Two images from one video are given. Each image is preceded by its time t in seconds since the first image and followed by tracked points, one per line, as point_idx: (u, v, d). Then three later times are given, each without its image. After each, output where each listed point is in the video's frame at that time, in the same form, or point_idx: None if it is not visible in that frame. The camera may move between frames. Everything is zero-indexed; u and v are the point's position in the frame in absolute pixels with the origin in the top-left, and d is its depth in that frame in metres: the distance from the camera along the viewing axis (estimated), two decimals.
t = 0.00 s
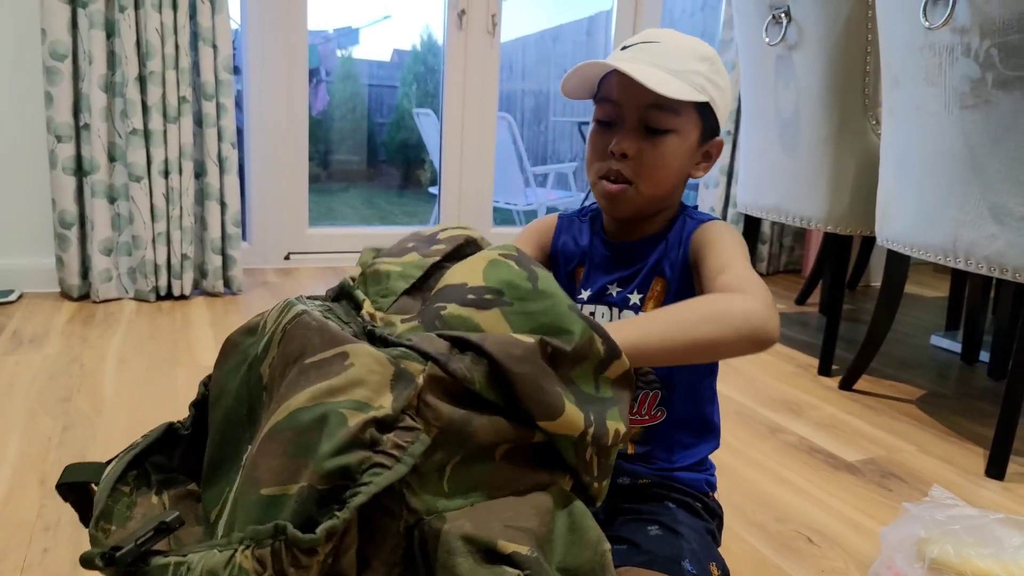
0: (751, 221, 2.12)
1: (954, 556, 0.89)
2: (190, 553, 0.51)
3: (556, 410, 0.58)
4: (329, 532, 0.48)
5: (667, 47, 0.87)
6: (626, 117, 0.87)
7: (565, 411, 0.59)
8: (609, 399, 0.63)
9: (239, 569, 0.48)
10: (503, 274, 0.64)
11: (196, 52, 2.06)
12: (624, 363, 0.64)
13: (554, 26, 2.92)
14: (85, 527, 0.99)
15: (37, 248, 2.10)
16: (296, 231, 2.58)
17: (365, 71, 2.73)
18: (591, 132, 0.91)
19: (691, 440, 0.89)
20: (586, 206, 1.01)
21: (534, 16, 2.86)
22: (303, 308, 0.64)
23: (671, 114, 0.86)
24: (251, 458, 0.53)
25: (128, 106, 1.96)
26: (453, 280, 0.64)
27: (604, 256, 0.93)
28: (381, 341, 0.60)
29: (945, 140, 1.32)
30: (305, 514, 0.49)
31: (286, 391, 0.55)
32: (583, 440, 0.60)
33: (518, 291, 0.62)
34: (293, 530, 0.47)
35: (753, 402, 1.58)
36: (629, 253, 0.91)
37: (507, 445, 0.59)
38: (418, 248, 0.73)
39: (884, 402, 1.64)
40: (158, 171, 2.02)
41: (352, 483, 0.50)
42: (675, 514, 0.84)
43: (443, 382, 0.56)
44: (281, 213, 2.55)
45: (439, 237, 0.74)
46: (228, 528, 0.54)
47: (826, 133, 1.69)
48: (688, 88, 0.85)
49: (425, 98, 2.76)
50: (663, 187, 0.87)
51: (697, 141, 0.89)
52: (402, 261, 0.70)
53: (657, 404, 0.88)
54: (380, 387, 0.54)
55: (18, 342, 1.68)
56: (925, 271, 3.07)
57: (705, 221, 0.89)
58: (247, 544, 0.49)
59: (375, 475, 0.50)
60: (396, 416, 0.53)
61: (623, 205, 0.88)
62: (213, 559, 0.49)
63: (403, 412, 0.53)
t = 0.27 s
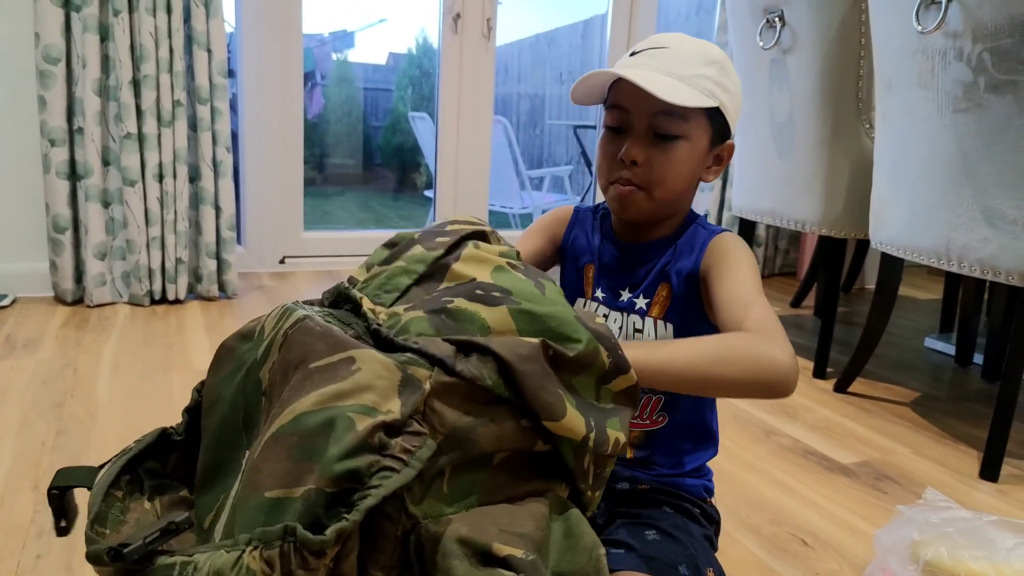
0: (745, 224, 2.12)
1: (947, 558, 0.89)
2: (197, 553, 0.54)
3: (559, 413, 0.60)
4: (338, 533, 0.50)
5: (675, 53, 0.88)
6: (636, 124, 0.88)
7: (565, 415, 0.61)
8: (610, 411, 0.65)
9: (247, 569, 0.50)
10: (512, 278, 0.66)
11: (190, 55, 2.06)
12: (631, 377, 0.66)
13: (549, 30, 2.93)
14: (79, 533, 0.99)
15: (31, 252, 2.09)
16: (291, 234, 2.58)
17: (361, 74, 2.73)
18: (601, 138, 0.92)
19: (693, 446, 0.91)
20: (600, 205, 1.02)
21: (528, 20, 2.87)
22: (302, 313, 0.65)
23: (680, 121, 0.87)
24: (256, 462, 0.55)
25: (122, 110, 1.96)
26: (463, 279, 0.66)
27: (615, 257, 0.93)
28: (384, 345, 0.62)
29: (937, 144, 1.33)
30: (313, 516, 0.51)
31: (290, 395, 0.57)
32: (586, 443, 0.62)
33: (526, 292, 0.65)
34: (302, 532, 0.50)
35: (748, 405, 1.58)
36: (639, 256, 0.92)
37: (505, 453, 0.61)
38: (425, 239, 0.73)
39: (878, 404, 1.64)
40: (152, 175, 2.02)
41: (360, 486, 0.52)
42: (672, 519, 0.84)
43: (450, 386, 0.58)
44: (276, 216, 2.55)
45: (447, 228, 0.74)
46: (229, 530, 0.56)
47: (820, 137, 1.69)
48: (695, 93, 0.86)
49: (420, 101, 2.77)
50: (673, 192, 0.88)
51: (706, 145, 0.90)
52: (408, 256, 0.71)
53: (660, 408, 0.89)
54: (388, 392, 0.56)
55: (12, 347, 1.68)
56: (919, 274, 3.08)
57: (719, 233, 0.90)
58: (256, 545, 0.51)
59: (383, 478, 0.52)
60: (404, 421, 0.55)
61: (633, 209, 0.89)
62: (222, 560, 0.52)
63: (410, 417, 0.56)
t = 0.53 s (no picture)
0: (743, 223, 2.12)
1: (946, 556, 0.89)
2: (183, 563, 0.55)
3: (553, 406, 0.63)
4: (324, 542, 0.52)
5: (671, 65, 0.89)
6: (633, 136, 0.87)
7: (561, 407, 0.64)
8: (598, 391, 0.68)
9: None
10: (487, 283, 0.71)
11: (186, 56, 2.05)
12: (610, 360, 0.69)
13: (545, 30, 2.93)
14: (74, 535, 0.98)
15: (26, 254, 2.08)
16: (288, 236, 2.58)
17: (358, 75, 2.72)
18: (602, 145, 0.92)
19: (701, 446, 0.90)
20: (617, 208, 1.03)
21: (525, 20, 2.87)
22: (292, 319, 0.69)
23: (677, 132, 0.86)
24: (246, 470, 0.59)
25: (118, 112, 1.95)
26: (441, 285, 0.71)
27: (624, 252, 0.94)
28: (366, 351, 0.65)
29: (935, 142, 1.33)
30: (301, 525, 0.54)
31: (279, 403, 0.61)
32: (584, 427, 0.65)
33: (501, 298, 0.70)
34: (288, 541, 0.52)
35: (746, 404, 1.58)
36: (646, 252, 0.92)
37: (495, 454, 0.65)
38: (412, 258, 0.80)
39: (876, 403, 1.64)
40: (149, 176, 2.01)
41: (347, 494, 0.54)
42: (675, 519, 0.84)
43: (436, 392, 0.61)
44: (274, 218, 2.54)
45: (431, 241, 0.81)
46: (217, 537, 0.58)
47: (818, 135, 1.69)
48: (689, 104, 0.86)
49: (418, 102, 2.76)
50: (675, 202, 0.88)
51: (706, 151, 0.89)
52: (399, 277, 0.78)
53: (664, 403, 0.88)
54: (373, 399, 0.59)
55: (8, 349, 1.67)
56: (917, 273, 3.08)
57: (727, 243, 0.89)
58: (242, 554, 0.52)
59: (370, 486, 0.55)
60: (390, 427, 0.57)
61: (637, 219, 0.90)
62: (207, 568, 0.53)
63: (398, 423, 0.58)
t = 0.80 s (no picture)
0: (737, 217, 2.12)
1: (938, 550, 0.89)
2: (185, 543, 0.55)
3: (565, 409, 0.65)
4: (327, 532, 0.52)
5: (663, 52, 0.89)
6: (627, 123, 0.88)
7: (571, 410, 0.65)
8: (606, 398, 0.70)
9: (233, 563, 0.52)
10: (496, 303, 0.72)
11: (177, 51, 2.04)
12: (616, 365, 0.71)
13: (539, 25, 2.92)
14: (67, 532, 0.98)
15: (17, 250, 2.07)
16: (282, 231, 2.57)
17: (351, 70, 2.71)
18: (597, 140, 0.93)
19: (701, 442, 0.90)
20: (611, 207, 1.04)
21: (518, 14, 2.86)
22: (308, 315, 0.70)
23: (669, 117, 0.87)
24: (253, 455, 0.59)
25: (109, 107, 1.94)
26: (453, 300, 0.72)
27: (617, 248, 0.95)
28: (382, 349, 0.66)
29: (928, 136, 1.33)
30: (303, 513, 0.54)
31: (292, 391, 0.62)
32: (585, 435, 0.67)
33: (511, 319, 0.71)
34: (291, 530, 0.52)
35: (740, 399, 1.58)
36: (638, 247, 0.93)
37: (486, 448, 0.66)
38: (423, 283, 0.79)
39: (870, 397, 1.64)
40: (140, 172, 2.00)
41: (351, 486, 0.55)
42: (675, 513, 0.84)
43: (447, 393, 0.62)
44: (267, 213, 2.53)
45: (438, 263, 0.81)
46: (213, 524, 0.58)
47: (812, 130, 1.69)
48: (681, 90, 0.86)
49: (411, 96, 2.75)
50: (668, 190, 0.88)
51: (700, 139, 0.90)
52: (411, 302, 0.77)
53: (664, 399, 0.88)
54: (386, 394, 0.60)
55: None
56: (910, 267, 3.09)
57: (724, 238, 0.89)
58: (244, 539, 0.53)
59: (376, 479, 0.55)
60: (402, 423, 0.58)
61: (630, 210, 0.90)
62: (208, 551, 0.53)
63: (409, 420, 0.59)
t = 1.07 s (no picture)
0: (737, 220, 2.12)
1: (937, 555, 0.89)
2: None
3: (535, 411, 0.66)
4: (291, 556, 0.52)
5: (656, 57, 0.90)
6: (622, 126, 0.88)
7: (542, 411, 0.66)
8: (585, 398, 0.72)
9: None
10: (464, 305, 0.74)
11: (181, 51, 2.04)
12: (594, 364, 0.74)
13: (541, 27, 2.92)
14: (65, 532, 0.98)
15: (19, 249, 2.07)
16: (283, 232, 2.57)
17: (353, 70, 2.71)
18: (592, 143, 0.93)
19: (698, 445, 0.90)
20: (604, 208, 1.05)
21: (521, 16, 2.86)
22: (267, 322, 0.71)
23: (664, 120, 0.87)
24: (219, 479, 0.59)
25: (112, 106, 1.94)
26: (417, 302, 0.74)
27: (612, 246, 0.95)
28: (344, 357, 0.66)
29: (929, 141, 1.33)
30: (268, 536, 0.54)
31: (252, 408, 0.62)
32: (564, 436, 0.68)
33: (478, 320, 0.73)
34: (254, 557, 0.52)
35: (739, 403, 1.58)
36: (632, 245, 0.92)
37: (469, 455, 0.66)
38: (392, 281, 0.81)
39: (869, 401, 1.64)
40: (143, 171, 2.00)
41: (315, 504, 0.55)
42: (672, 516, 0.84)
43: (408, 394, 0.62)
44: (269, 214, 2.53)
45: (410, 263, 0.83)
46: (193, 551, 0.58)
47: (812, 134, 1.69)
48: (674, 93, 0.87)
49: (413, 97, 2.75)
50: (664, 191, 0.88)
51: (693, 140, 0.90)
52: (378, 301, 0.79)
53: (659, 396, 0.88)
54: (341, 404, 0.60)
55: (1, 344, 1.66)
56: (911, 272, 3.09)
57: (718, 237, 0.89)
58: (210, 570, 0.52)
59: (338, 495, 0.55)
60: (358, 434, 0.58)
61: (627, 211, 0.90)
62: None
63: (365, 429, 0.59)
